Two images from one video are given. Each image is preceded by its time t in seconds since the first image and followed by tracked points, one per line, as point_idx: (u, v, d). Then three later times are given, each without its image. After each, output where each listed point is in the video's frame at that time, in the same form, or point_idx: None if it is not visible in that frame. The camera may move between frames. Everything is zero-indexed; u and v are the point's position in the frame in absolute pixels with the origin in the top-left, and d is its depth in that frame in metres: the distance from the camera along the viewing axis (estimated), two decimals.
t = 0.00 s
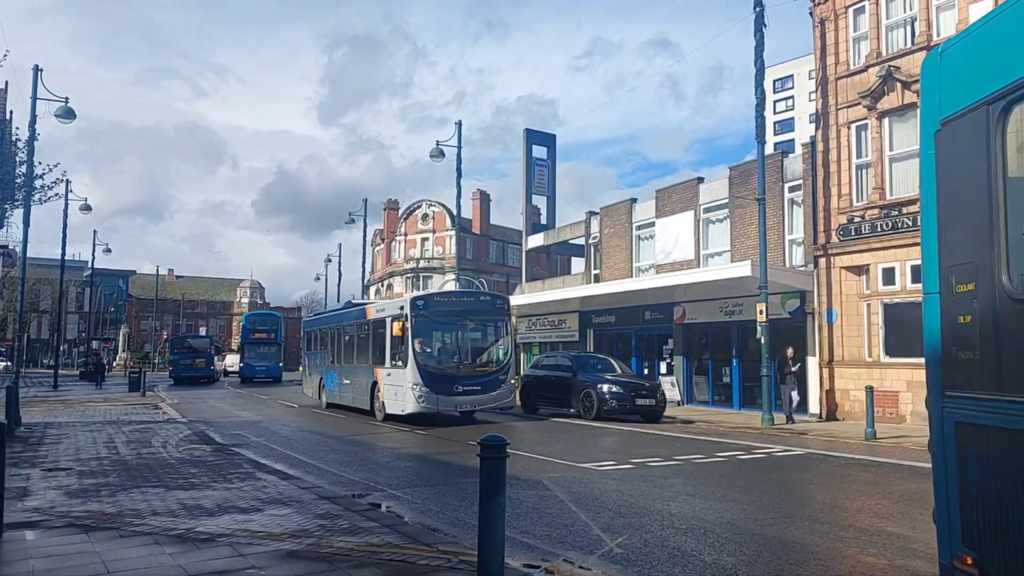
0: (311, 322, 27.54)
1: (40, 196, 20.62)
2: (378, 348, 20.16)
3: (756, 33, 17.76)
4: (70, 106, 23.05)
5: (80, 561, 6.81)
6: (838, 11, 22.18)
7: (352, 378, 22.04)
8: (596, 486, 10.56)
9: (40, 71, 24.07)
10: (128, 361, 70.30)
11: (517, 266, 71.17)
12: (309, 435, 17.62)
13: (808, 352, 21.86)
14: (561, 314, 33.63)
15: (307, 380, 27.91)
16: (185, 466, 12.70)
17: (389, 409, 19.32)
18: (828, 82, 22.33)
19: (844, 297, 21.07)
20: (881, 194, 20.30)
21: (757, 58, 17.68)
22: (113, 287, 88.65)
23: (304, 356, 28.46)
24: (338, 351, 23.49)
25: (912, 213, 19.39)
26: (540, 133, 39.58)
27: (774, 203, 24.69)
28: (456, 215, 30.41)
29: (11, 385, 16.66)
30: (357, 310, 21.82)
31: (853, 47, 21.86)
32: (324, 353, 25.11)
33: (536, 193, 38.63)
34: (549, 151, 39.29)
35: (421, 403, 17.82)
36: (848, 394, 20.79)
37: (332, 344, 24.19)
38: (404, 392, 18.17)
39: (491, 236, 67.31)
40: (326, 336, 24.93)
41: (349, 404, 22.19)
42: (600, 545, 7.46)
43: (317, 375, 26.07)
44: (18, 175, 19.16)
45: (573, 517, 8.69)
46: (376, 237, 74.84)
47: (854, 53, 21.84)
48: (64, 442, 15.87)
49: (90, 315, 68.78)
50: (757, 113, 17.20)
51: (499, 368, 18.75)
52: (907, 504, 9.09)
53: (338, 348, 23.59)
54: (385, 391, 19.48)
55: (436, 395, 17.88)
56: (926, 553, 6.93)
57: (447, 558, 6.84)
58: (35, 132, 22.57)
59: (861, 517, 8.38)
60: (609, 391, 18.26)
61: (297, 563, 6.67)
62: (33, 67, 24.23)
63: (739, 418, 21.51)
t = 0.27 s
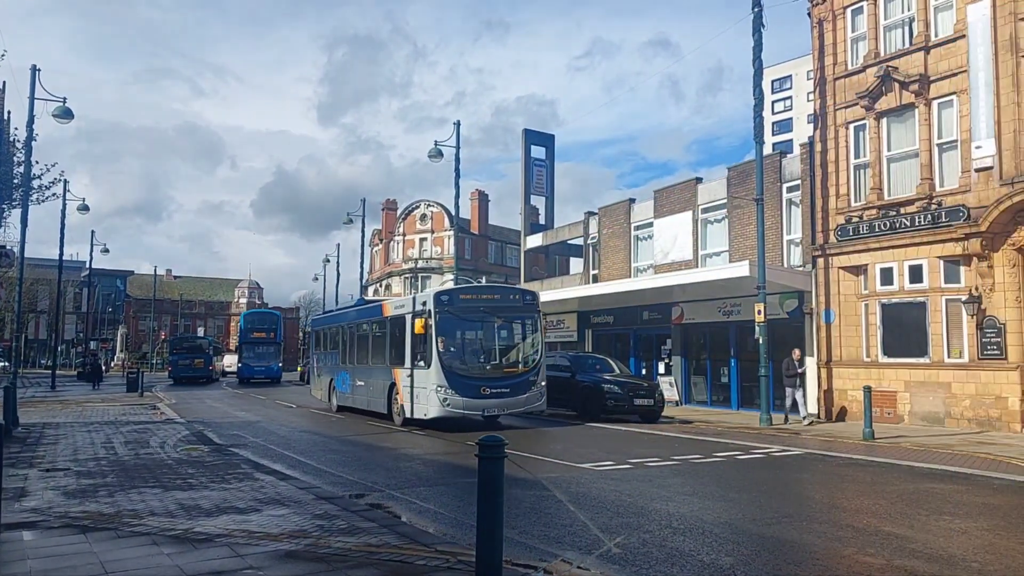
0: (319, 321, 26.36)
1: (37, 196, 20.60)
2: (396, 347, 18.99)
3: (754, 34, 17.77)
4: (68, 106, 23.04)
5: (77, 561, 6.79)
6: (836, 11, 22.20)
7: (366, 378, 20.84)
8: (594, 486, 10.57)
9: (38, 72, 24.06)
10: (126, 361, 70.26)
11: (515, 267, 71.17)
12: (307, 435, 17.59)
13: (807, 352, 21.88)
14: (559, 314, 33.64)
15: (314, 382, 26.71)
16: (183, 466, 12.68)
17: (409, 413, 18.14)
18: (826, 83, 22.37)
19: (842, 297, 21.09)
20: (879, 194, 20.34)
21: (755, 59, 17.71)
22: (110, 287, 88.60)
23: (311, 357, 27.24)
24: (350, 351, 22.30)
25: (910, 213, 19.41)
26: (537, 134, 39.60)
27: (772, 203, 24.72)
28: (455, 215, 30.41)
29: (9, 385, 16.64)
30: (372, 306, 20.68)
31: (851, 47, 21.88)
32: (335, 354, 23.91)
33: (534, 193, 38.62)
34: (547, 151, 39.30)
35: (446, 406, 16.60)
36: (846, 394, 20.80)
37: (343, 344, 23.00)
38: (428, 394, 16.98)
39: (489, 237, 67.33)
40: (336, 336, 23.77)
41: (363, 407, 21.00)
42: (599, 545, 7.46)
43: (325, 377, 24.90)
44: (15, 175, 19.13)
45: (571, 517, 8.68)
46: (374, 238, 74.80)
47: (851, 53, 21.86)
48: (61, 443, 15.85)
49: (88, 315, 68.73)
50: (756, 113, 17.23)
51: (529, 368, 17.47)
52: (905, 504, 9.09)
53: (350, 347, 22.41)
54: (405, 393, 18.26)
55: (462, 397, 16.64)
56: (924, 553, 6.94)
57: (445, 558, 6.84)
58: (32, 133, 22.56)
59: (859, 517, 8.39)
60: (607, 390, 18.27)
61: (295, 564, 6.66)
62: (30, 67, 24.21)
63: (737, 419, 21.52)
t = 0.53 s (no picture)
0: (329, 319, 25.10)
1: (36, 195, 20.58)
2: (418, 346, 17.72)
3: (753, 34, 17.78)
4: (66, 106, 23.04)
5: (75, 561, 6.78)
6: (835, 12, 22.22)
7: (383, 380, 19.55)
8: (593, 486, 10.56)
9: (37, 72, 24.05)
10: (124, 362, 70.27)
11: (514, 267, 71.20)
12: (305, 435, 17.56)
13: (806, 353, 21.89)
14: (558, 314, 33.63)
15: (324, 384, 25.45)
16: (181, 466, 12.66)
17: (433, 417, 16.85)
18: (825, 83, 22.38)
19: (841, 298, 21.12)
20: (878, 194, 20.36)
21: (754, 59, 17.73)
22: (109, 287, 88.55)
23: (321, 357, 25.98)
24: (366, 351, 21.04)
25: (908, 213, 19.43)
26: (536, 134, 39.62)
27: (771, 204, 24.73)
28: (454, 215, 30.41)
29: (7, 385, 16.61)
30: (391, 302, 19.44)
31: (850, 48, 21.89)
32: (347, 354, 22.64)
33: (533, 194, 38.61)
34: (546, 151, 39.30)
35: (475, 410, 15.28)
36: (844, 394, 20.82)
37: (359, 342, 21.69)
38: (455, 397, 15.66)
39: (488, 237, 67.37)
40: (349, 335, 22.53)
41: (379, 411, 19.76)
42: (597, 545, 7.46)
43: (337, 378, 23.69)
44: (13, 174, 19.11)
45: (570, 517, 8.67)
46: (373, 238, 74.78)
47: (850, 54, 21.87)
48: (59, 443, 15.82)
49: (87, 316, 68.68)
50: (754, 114, 17.24)
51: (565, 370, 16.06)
52: (904, 505, 9.09)
53: (365, 347, 21.16)
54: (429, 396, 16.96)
55: (493, 400, 15.33)
56: (922, 553, 6.94)
57: (444, 558, 6.83)
58: (31, 132, 22.54)
59: (857, 518, 8.39)
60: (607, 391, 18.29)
61: (293, 564, 6.65)
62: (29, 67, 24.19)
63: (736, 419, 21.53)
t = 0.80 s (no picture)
0: (340, 316, 23.77)
1: (34, 196, 20.56)
2: (442, 345, 16.45)
3: (752, 34, 17.79)
4: (64, 107, 23.01)
5: (73, 562, 6.77)
6: (834, 12, 22.23)
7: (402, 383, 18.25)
8: (592, 487, 10.56)
9: (35, 72, 24.03)
10: (122, 362, 70.25)
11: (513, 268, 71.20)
12: (304, 436, 17.54)
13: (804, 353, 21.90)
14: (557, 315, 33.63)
15: (334, 386, 24.19)
16: (179, 467, 12.64)
17: (459, 422, 15.55)
18: (823, 84, 22.40)
19: (839, 298, 21.15)
20: (876, 195, 20.38)
21: (752, 60, 17.73)
22: (107, 288, 88.46)
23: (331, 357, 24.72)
24: (383, 350, 19.75)
25: (906, 214, 19.45)
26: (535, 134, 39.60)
27: (769, 204, 24.75)
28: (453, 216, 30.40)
29: (5, 386, 16.58)
30: (409, 298, 18.16)
31: (848, 48, 21.90)
32: (361, 353, 21.31)
33: (532, 194, 38.61)
34: (545, 152, 39.30)
35: (507, 416, 13.96)
36: (843, 394, 20.86)
37: (374, 341, 20.43)
38: (485, 401, 14.34)
39: (487, 237, 67.37)
40: (363, 333, 21.24)
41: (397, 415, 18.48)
42: (596, 545, 7.47)
43: (349, 379, 22.48)
44: (11, 175, 19.08)
45: (569, 518, 8.67)
46: (372, 238, 74.75)
47: (848, 54, 21.87)
48: (57, 444, 15.78)
49: (85, 316, 68.58)
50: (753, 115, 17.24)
51: (604, 371, 14.70)
52: (902, 505, 9.10)
53: (381, 346, 19.86)
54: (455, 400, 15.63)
55: (528, 405, 14.04)
56: (920, 553, 6.96)
57: (442, 559, 6.83)
58: (29, 133, 22.51)
59: (856, 518, 8.39)
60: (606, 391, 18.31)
61: (292, 565, 6.64)
62: (28, 67, 24.16)
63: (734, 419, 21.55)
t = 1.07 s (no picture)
0: (351, 314, 22.56)
1: (31, 195, 20.52)
2: (467, 345, 15.11)
3: (750, 34, 17.80)
4: (62, 106, 22.98)
5: (71, 563, 6.76)
6: (832, 13, 22.24)
7: (423, 386, 17.02)
8: (590, 487, 10.55)
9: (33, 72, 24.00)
10: (120, 363, 70.22)
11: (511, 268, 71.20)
12: (303, 436, 17.52)
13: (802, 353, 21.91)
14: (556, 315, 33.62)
15: (346, 387, 23.06)
16: (177, 467, 12.60)
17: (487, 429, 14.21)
18: (821, 84, 22.41)
19: (837, 298, 21.16)
20: (874, 195, 20.41)
21: (750, 60, 17.74)
22: (105, 288, 88.38)
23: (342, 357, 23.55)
24: (400, 350, 18.56)
25: (904, 214, 19.47)
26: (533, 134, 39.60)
27: (767, 204, 24.77)
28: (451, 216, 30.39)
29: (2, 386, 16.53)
30: (429, 294, 16.96)
31: (846, 48, 21.91)
32: (375, 353, 20.17)
33: (529, 194, 38.61)
34: (543, 151, 39.31)
35: (545, 423, 12.61)
36: (841, 394, 20.88)
37: (389, 340, 19.22)
38: (518, 406, 12.97)
39: (485, 237, 67.37)
40: (378, 332, 20.07)
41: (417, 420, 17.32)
42: (594, 545, 7.46)
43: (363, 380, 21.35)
44: (8, 175, 19.04)
45: (567, 518, 8.66)
46: (370, 238, 74.71)
47: (846, 54, 21.88)
48: (55, 444, 15.74)
49: (82, 317, 68.50)
50: (751, 114, 17.23)
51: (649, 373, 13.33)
52: (900, 504, 9.10)
53: (397, 346, 18.69)
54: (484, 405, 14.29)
55: (568, 410, 12.69)
56: (917, 553, 6.96)
57: (440, 558, 6.83)
58: (26, 132, 22.47)
59: (854, 518, 8.39)
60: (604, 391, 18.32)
61: (290, 565, 6.64)
62: (25, 67, 24.12)
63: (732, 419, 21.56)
